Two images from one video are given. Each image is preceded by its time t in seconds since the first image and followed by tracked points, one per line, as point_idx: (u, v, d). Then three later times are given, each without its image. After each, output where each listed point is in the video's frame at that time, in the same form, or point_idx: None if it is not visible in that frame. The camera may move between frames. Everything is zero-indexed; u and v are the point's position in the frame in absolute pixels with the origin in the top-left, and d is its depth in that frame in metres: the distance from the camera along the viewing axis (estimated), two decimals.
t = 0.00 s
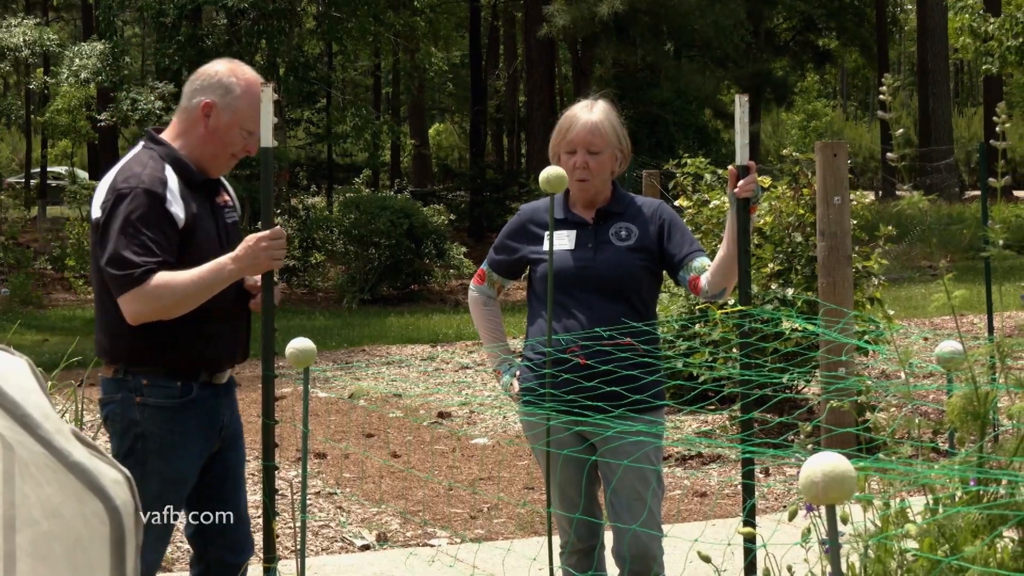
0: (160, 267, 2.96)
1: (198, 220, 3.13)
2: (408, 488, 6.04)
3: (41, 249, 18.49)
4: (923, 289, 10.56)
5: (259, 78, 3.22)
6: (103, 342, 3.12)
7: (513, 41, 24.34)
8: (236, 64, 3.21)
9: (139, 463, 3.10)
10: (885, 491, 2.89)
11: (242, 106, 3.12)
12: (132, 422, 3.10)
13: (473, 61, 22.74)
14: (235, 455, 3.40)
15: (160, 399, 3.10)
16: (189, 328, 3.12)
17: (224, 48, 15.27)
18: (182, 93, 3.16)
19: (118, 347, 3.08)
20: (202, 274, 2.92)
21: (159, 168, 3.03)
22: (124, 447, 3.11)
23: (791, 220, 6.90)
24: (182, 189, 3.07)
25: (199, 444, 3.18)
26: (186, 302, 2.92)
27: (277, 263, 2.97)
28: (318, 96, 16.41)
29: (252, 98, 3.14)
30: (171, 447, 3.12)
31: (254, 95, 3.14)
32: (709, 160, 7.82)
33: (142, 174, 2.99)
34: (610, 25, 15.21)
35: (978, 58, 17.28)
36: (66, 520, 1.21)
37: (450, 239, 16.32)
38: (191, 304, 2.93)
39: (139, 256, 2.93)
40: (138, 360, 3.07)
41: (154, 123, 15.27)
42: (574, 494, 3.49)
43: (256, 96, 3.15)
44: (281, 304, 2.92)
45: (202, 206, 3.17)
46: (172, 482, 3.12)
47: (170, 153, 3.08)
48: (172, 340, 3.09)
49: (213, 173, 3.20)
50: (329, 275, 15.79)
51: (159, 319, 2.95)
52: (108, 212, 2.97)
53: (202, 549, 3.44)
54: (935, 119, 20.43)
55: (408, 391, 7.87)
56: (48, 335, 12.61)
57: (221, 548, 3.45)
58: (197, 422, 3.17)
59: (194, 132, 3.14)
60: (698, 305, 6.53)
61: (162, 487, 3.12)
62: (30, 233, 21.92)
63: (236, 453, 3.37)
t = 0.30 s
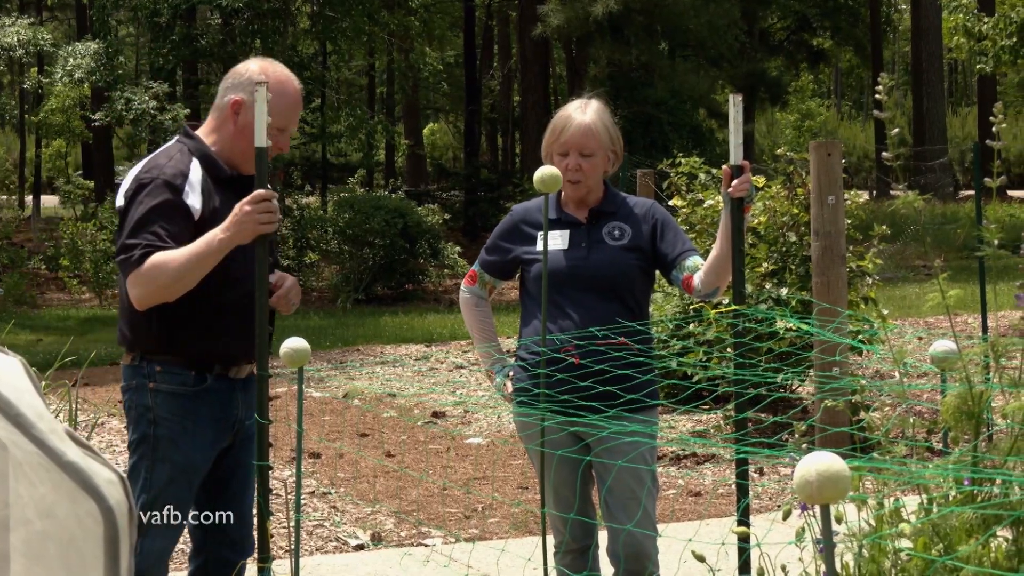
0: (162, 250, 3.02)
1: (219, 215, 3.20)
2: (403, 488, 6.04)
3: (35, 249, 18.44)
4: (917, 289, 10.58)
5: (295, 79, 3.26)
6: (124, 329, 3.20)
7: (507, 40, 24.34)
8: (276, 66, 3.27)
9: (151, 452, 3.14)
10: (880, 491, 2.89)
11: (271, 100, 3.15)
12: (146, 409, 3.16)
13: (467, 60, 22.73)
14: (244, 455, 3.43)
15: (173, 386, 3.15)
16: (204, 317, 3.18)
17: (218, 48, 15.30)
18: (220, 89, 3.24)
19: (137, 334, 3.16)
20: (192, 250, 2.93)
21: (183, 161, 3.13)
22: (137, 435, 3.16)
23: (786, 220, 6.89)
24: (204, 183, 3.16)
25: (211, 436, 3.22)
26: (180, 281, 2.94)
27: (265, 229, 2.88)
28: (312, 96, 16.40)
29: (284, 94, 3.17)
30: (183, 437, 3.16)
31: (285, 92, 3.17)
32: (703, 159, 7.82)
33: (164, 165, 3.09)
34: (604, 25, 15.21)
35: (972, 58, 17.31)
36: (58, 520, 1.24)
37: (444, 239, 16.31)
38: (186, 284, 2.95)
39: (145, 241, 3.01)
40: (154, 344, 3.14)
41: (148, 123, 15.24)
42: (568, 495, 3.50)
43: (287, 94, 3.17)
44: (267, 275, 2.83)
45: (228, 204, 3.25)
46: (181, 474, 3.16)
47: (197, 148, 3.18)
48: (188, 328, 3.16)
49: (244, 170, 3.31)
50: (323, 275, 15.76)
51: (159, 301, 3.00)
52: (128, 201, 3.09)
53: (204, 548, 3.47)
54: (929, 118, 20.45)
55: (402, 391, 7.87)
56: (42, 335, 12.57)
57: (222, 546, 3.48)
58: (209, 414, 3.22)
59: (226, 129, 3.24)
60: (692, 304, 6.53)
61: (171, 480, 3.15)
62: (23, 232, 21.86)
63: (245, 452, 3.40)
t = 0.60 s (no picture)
0: (166, 246, 3.06)
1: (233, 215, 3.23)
2: (395, 488, 6.03)
3: (26, 249, 18.36)
4: (910, 288, 10.58)
5: (316, 81, 3.25)
6: (136, 323, 3.26)
7: (500, 40, 24.30)
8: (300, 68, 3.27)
9: (156, 446, 3.18)
10: (871, 490, 2.89)
11: (290, 103, 3.15)
12: (154, 403, 3.20)
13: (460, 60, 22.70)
14: (247, 455, 3.46)
15: (179, 381, 3.19)
16: (211, 314, 3.21)
17: (210, 48, 15.36)
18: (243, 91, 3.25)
19: (147, 327, 3.20)
20: (191, 248, 2.96)
21: (199, 160, 3.17)
22: (145, 427, 3.20)
23: (778, 219, 6.88)
24: (220, 182, 3.19)
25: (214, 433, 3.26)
26: (178, 277, 2.98)
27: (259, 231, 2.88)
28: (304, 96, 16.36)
29: (303, 97, 3.17)
30: (187, 432, 3.20)
31: (305, 94, 3.18)
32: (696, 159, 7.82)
33: (180, 162, 3.14)
34: (597, 25, 15.20)
35: (964, 58, 17.34)
36: (51, 518, 1.34)
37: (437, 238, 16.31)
38: (185, 281, 2.99)
39: (151, 237, 3.07)
40: (163, 338, 3.18)
41: (140, 122, 15.20)
42: (560, 496, 3.49)
43: (307, 96, 3.18)
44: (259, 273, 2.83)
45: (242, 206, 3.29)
46: (186, 470, 3.19)
47: (216, 147, 3.21)
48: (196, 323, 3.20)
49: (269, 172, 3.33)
50: (315, 275, 15.62)
51: (160, 297, 3.05)
52: (142, 195, 3.15)
53: (204, 546, 3.51)
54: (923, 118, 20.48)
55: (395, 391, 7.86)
56: (34, 335, 12.53)
57: (222, 545, 3.52)
58: (214, 411, 3.25)
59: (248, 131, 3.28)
60: (684, 304, 6.53)
61: (176, 475, 3.18)
62: (15, 232, 21.76)
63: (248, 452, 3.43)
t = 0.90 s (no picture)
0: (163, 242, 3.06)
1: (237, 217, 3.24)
2: (388, 488, 6.03)
3: (18, 249, 18.30)
4: (903, 287, 10.60)
5: (336, 89, 3.26)
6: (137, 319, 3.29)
7: (492, 40, 24.28)
8: (319, 73, 3.27)
9: (161, 443, 3.22)
10: (864, 490, 2.88)
11: (306, 109, 3.15)
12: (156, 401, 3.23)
13: (452, 59, 22.68)
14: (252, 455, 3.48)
15: (180, 377, 3.22)
16: (212, 313, 3.23)
17: (203, 48, 15.31)
18: (261, 92, 3.25)
19: (149, 323, 3.24)
20: (185, 245, 2.96)
21: (211, 161, 3.18)
22: (148, 426, 3.24)
23: (771, 219, 6.88)
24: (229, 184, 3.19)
25: (218, 429, 3.28)
26: (171, 273, 2.98)
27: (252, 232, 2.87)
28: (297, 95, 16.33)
29: (323, 106, 3.17)
30: (189, 429, 3.23)
31: (323, 101, 3.18)
32: (689, 159, 7.82)
33: (190, 160, 3.15)
34: (590, 25, 15.21)
35: (956, 58, 17.37)
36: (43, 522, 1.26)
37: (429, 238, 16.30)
38: (179, 277, 2.99)
39: (150, 230, 3.08)
40: (164, 335, 3.22)
41: (133, 122, 15.18)
42: (553, 495, 3.49)
43: (324, 103, 3.17)
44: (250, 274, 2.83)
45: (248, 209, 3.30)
46: (194, 467, 3.23)
47: (230, 147, 3.20)
48: (195, 320, 3.22)
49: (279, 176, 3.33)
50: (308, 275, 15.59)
51: (154, 291, 3.06)
52: (150, 188, 3.16)
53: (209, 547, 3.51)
54: (914, 118, 20.51)
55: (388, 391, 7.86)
56: (26, 335, 12.49)
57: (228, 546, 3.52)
58: (218, 407, 3.28)
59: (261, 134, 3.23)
60: (677, 304, 6.53)
61: (183, 472, 3.22)
62: (7, 232, 21.69)
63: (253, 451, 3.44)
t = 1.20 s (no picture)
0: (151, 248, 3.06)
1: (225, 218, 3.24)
2: (379, 488, 6.02)
3: (8, 249, 18.23)
4: (893, 286, 10.62)
5: (323, 92, 3.25)
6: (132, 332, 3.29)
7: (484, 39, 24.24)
8: (305, 75, 3.26)
9: (165, 453, 3.24)
10: (855, 489, 2.88)
11: (293, 117, 3.15)
12: (157, 411, 3.24)
13: (443, 59, 22.65)
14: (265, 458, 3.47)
15: (181, 389, 3.22)
16: (209, 319, 3.22)
17: (194, 46, 15.27)
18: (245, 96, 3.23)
19: (147, 333, 3.23)
20: (173, 243, 2.96)
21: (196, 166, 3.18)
22: (152, 436, 3.25)
23: (762, 218, 6.88)
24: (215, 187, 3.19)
25: (224, 433, 3.28)
26: (161, 273, 2.97)
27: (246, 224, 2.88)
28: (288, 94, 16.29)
29: (309, 111, 3.17)
30: (192, 438, 3.23)
31: (311, 108, 3.18)
32: (680, 158, 7.82)
33: (175, 166, 3.15)
34: (581, 24, 15.20)
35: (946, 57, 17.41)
36: (35, 518, 1.41)
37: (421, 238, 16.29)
38: (170, 280, 2.99)
39: (138, 237, 3.08)
40: (161, 346, 3.22)
41: (124, 121, 15.13)
42: (545, 494, 3.49)
43: (312, 107, 3.18)
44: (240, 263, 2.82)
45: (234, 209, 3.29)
46: (199, 473, 3.24)
47: (214, 149, 3.18)
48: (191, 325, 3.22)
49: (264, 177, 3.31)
50: (300, 274, 15.57)
51: (147, 299, 3.05)
52: (135, 198, 3.16)
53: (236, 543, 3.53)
54: (905, 118, 20.55)
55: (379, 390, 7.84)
56: (16, 335, 12.44)
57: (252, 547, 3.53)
58: (221, 411, 3.28)
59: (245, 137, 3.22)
60: (668, 303, 6.53)
61: (187, 479, 3.23)
62: None
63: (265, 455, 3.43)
